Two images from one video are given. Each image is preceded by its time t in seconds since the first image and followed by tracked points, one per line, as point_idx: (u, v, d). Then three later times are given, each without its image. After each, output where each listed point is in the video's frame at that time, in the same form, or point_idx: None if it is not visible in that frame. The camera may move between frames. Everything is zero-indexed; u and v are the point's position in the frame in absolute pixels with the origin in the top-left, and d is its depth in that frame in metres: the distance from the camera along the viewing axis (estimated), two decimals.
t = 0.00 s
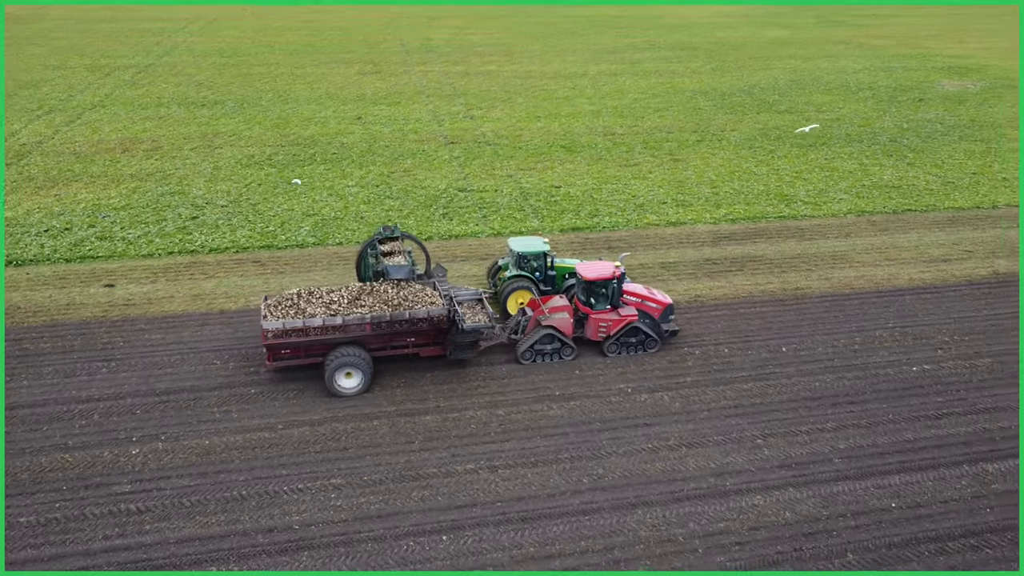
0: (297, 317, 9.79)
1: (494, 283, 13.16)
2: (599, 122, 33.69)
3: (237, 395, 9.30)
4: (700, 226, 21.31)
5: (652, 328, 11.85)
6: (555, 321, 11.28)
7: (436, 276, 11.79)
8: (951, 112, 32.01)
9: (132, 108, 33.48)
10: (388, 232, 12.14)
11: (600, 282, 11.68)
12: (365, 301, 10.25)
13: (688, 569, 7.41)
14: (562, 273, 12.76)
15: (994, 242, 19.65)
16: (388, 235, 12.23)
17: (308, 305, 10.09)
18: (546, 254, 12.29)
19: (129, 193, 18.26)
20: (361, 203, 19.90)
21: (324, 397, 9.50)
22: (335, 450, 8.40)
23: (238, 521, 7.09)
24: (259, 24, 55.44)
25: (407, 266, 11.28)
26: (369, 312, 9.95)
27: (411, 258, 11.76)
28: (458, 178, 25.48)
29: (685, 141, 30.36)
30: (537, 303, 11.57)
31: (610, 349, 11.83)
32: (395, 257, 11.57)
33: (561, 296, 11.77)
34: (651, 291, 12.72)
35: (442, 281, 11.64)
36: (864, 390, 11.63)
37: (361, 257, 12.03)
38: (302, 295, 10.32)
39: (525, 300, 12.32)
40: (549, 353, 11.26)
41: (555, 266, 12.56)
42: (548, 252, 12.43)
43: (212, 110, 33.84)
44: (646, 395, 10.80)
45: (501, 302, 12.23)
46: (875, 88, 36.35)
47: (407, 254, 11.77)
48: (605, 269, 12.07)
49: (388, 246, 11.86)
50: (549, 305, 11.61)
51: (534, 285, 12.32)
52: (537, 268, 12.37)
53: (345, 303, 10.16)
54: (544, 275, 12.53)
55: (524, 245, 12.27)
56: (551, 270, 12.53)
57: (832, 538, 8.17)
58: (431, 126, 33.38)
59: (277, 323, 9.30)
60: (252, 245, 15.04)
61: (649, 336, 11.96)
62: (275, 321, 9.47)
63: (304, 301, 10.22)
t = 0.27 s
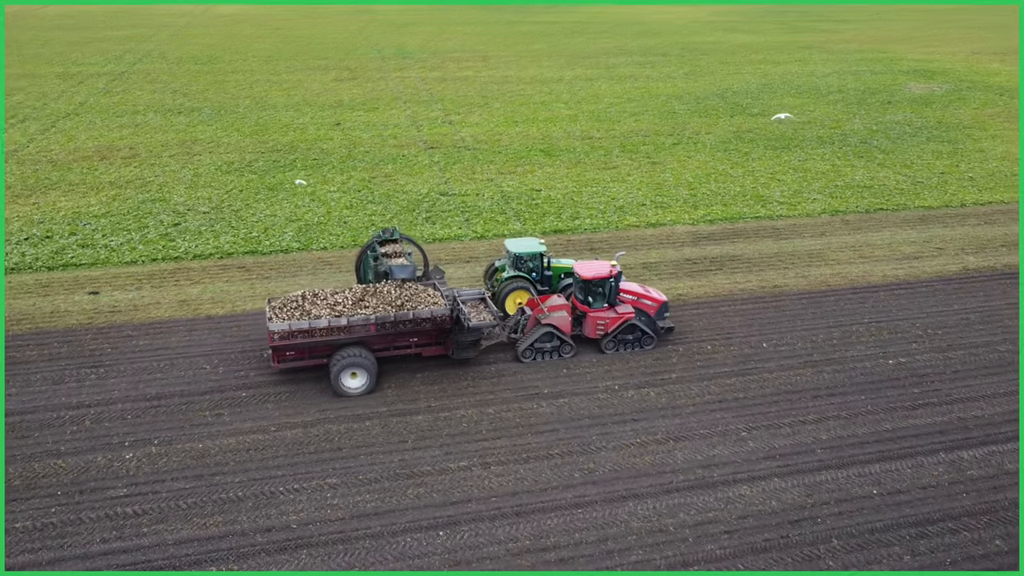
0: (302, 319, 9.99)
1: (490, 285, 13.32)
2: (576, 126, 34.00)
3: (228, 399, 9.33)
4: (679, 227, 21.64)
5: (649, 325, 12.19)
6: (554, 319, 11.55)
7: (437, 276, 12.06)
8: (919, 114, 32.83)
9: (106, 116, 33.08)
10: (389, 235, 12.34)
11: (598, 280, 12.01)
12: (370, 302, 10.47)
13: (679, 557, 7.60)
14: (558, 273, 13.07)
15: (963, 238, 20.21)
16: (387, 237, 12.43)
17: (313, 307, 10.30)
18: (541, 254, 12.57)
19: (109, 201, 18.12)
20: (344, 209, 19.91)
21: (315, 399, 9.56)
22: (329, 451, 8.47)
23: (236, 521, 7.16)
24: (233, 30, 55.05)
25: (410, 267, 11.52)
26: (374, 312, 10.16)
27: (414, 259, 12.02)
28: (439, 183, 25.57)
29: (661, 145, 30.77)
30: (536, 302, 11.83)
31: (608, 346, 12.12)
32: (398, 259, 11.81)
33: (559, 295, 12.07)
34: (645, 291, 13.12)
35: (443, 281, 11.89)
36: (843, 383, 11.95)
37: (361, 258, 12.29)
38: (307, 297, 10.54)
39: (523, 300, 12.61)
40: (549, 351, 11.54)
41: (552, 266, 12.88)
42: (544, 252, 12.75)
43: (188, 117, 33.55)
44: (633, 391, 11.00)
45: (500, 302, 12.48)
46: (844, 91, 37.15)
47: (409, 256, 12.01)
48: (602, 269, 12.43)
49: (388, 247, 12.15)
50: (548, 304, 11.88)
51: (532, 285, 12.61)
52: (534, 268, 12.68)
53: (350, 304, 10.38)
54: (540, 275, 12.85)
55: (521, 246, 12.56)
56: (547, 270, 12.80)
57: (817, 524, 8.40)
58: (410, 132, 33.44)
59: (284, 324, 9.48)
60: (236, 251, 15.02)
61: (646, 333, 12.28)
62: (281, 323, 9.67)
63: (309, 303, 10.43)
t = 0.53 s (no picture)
0: (309, 320, 10.16)
1: (490, 286, 13.53)
2: (556, 131, 34.28)
3: (221, 403, 9.36)
4: (661, 228, 21.94)
5: (647, 322, 12.43)
6: (554, 318, 11.79)
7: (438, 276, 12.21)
8: (890, 116, 33.57)
9: (83, 124, 32.73)
10: (389, 238, 12.60)
11: (596, 280, 12.21)
12: (375, 303, 10.65)
13: (672, 548, 7.78)
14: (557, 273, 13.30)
15: (935, 237, 20.72)
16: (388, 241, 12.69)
17: (319, 309, 10.47)
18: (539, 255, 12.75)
19: (91, 208, 17.99)
20: (328, 214, 19.94)
21: (308, 401, 9.62)
22: (325, 452, 8.54)
23: (235, 522, 7.23)
24: (210, 37, 54.71)
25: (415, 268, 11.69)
26: (379, 313, 10.35)
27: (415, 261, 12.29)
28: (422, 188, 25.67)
29: (641, 148, 31.14)
30: (536, 301, 12.07)
31: (607, 344, 12.36)
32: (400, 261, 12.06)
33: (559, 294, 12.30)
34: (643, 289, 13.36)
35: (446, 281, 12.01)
36: (824, 377, 12.23)
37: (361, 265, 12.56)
38: (313, 299, 10.70)
39: (523, 300, 12.84)
40: (549, 349, 11.79)
41: (550, 266, 13.11)
42: (542, 253, 12.97)
43: (167, 124, 33.30)
44: (622, 388, 11.18)
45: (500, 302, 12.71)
46: (817, 94, 37.87)
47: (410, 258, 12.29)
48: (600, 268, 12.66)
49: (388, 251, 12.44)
50: (548, 303, 12.12)
51: (531, 286, 12.83)
52: (533, 269, 12.90)
53: (356, 305, 10.56)
54: (539, 276, 13.06)
55: (520, 247, 12.77)
56: (545, 270, 13.01)
57: (804, 513, 8.63)
58: (391, 137, 33.49)
59: (291, 326, 9.63)
60: (222, 257, 15.01)
61: (644, 330, 12.53)
62: (288, 325, 9.83)
63: (315, 305, 10.59)
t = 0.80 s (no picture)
0: (315, 323, 10.34)
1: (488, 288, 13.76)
2: (537, 136, 34.52)
3: (215, 407, 9.39)
4: (642, 231, 22.22)
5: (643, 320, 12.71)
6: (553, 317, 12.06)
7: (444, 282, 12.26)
8: (862, 119, 34.27)
9: (60, 132, 32.38)
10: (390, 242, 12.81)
11: (593, 279, 12.56)
12: (379, 305, 10.86)
13: (664, 540, 7.96)
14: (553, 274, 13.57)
15: (908, 236, 21.22)
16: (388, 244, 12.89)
17: (324, 311, 10.66)
18: (536, 257, 13.09)
19: (72, 217, 17.86)
20: (312, 220, 19.97)
21: (302, 404, 9.68)
22: (320, 453, 8.62)
23: (234, 523, 7.31)
24: (186, 45, 54.31)
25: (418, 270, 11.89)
26: (384, 315, 10.56)
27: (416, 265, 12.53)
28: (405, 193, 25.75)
29: (620, 153, 31.48)
30: (535, 301, 12.35)
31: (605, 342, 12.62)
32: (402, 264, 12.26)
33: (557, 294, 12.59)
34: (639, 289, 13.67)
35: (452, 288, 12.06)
36: (805, 373, 12.52)
37: (362, 270, 12.75)
38: (318, 301, 10.88)
39: (521, 301, 13.10)
40: (549, 348, 12.05)
41: (547, 268, 13.39)
42: (539, 255, 13.24)
43: (145, 132, 33.05)
44: (609, 387, 11.36)
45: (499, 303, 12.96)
46: (791, 99, 38.57)
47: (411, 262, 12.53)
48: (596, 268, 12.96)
49: (389, 255, 12.64)
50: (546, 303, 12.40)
51: (528, 287, 13.10)
52: (530, 270, 13.16)
53: (361, 307, 10.76)
54: (536, 277, 13.33)
55: (517, 249, 13.04)
56: (542, 272, 13.31)
57: (790, 504, 8.86)
58: (372, 144, 33.52)
59: (298, 329, 9.82)
60: (208, 263, 14.99)
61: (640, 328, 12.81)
62: (295, 327, 10.01)
63: (320, 307, 10.78)
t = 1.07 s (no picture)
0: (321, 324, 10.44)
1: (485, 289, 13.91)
2: (518, 141, 34.73)
3: (207, 412, 9.42)
4: (625, 233, 22.48)
5: (640, 318, 12.96)
6: (553, 316, 12.30)
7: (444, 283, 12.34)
8: (836, 123, 34.93)
9: (38, 140, 32.00)
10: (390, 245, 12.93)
11: (591, 279, 12.82)
12: (384, 306, 10.98)
13: (656, 531, 8.14)
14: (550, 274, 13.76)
15: (883, 236, 21.70)
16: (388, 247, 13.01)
17: (330, 312, 10.76)
18: (532, 258, 13.27)
19: (55, 224, 17.71)
20: (297, 225, 19.97)
21: (294, 407, 9.73)
22: (315, 454, 8.69)
23: (232, 523, 7.38)
24: (162, 52, 53.87)
25: (421, 272, 12.01)
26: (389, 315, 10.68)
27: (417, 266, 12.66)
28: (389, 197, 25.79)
29: (601, 157, 31.78)
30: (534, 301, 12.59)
31: (602, 341, 12.87)
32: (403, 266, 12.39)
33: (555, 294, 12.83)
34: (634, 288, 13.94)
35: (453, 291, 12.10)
36: (788, 369, 12.79)
37: (361, 271, 12.82)
38: (323, 302, 10.98)
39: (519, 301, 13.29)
40: (548, 347, 12.28)
41: (543, 268, 13.60)
42: (536, 256, 13.44)
43: (124, 139, 32.78)
44: (598, 385, 11.53)
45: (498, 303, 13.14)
46: (766, 103, 39.21)
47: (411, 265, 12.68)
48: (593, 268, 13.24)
49: (390, 256, 12.76)
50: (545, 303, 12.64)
51: (526, 287, 13.30)
52: (527, 270, 13.36)
53: (365, 308, 10.88)
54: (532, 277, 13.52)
55: (514, 251, 13.24)
56: (539, 272, 13.51)
57: (777, 495, 9.09)
58: (354, 150, 33.52)
59: (305, 329, 9.91)
60: (195, 269, 14.95)
61: (637, 326, 13.08)
62: (301, 327, 10.09)
63: (326, 308, 10.88)
